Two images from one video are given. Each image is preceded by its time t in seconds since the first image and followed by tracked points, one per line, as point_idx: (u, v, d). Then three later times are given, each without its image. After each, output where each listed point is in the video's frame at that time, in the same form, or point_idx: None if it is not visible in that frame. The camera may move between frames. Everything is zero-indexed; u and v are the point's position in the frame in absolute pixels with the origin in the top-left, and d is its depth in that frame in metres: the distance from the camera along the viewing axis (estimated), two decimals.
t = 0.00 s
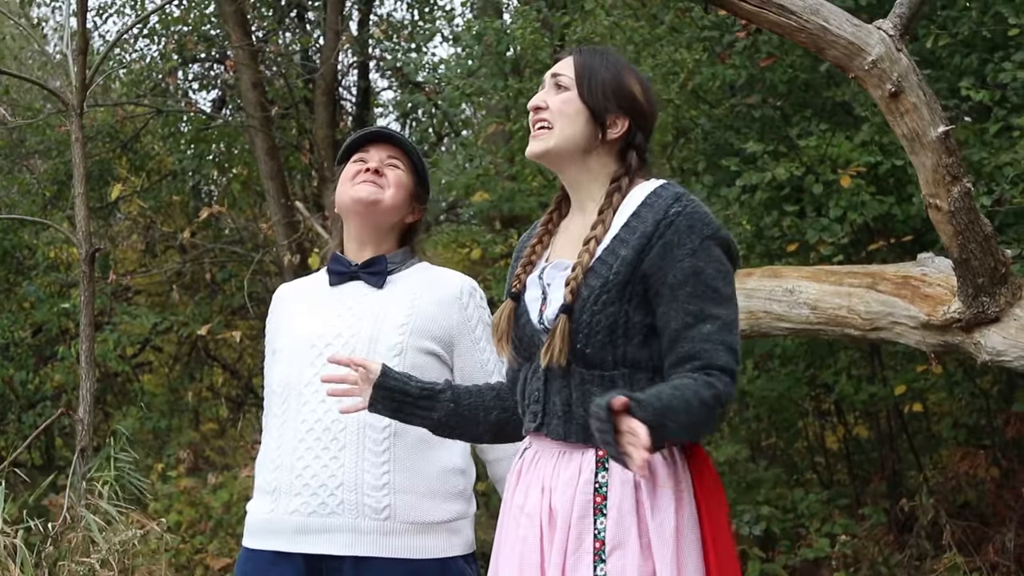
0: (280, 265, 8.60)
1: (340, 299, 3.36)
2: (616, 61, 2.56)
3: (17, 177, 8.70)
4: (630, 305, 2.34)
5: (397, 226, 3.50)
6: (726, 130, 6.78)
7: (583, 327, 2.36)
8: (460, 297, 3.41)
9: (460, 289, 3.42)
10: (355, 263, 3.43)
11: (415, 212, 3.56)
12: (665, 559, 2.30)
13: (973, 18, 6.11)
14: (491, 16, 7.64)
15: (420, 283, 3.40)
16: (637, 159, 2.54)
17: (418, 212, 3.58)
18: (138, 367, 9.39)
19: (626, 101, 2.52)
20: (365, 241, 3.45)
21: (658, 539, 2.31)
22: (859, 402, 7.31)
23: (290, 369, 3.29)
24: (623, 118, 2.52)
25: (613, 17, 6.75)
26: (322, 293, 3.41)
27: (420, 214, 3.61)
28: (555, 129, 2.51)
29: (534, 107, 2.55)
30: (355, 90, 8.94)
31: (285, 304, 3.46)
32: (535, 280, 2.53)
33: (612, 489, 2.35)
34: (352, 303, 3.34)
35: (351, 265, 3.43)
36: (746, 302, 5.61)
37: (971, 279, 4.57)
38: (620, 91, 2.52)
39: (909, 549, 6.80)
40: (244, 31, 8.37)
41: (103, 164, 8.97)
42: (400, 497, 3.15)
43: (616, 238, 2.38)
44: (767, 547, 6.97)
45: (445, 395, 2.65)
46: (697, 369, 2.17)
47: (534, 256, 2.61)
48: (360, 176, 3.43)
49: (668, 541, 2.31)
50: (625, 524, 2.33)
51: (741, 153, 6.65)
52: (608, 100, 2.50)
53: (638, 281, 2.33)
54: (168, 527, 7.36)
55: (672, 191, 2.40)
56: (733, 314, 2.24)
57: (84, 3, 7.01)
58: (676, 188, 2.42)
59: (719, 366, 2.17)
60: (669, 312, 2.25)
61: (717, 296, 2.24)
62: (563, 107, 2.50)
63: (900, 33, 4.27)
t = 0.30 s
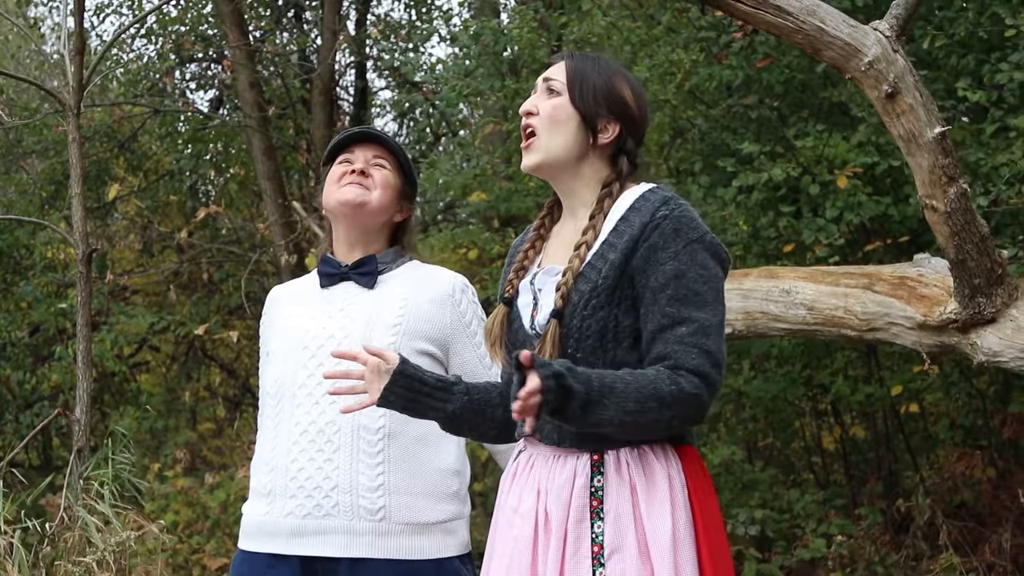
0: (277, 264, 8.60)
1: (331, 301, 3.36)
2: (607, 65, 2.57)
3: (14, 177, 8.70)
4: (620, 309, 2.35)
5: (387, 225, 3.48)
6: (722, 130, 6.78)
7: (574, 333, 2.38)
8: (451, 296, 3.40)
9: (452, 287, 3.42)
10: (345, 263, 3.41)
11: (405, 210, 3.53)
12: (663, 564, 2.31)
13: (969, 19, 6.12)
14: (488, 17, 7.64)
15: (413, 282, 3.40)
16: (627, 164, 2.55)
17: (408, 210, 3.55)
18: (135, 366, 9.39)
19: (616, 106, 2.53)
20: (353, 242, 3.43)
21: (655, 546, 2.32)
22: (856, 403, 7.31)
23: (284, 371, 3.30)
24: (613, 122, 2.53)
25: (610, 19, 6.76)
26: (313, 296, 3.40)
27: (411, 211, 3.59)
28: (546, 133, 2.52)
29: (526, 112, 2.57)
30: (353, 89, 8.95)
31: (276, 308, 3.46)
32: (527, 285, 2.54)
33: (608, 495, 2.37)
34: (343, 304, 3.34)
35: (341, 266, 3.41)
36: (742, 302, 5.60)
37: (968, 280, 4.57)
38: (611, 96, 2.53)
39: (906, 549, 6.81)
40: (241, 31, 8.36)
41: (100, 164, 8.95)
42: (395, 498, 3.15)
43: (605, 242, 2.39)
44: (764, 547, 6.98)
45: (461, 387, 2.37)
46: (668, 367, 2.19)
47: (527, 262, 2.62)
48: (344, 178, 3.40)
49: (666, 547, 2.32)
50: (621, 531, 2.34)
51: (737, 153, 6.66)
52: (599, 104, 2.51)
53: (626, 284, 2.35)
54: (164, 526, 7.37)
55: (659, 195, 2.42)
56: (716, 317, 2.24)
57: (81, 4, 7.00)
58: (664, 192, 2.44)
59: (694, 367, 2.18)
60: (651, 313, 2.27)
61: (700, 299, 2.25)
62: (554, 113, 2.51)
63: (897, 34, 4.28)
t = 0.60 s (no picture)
0: (274, 264, 8.60)
1: (322, 301, 3.27)
2: (596, 70, 2.58)
3: (11, 177, 8.70)
4: (607, 313, 2.37)
5: (372, 225, 3.39)
6: (719, 132, 6.82)
7: (562, 340, 2.40)
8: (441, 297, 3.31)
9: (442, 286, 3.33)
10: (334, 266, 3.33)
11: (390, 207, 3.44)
12: (657, 565, 2.31)
13: (965, 20, 6.12)
14: (485, 17, 7.66)
15: (404, 280, 3.31)
16: (615, 169, 2.57)
17: (393, 206, 3.46)
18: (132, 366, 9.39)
19: (604, 111, 2.53)
20: (339, 244, 3.36)
21: (649, 546, 2.33)
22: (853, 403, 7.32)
23: (274, 374, 3.22)
24: (601, 127, 2.54)
25: (606, 21, 6.78)
26: (304, 297, 3.32)
27: (398, 206, 3.49)
28: (533, 138, 2.53)
29: (514, 116, 2.58)
30: (350, 90, 8.95)
31: (269, 311, 3.38)
32: (517, 293, 2.60)
33: (602, 497, 2.38)
34: (334, 305, 3.25)
35: (331, 267, 3.33)
36: (740, 303, 5.61)
37: (964, 281, 4.57)
38: (600, 101, 2.54)
39: (902, 550, 6.82)
40: (239, 32, 8.37)
41: (98, 164, 8.93)
42: (392, 500, 3.08)
43: (590, 248, 2.41)
44: (761, 548, 6.99)
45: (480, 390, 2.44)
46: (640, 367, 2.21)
47: (519, 268, 2.67)
48: (326, 180, 3.31)
49: (660, 547, 2.32)
50: (615, 533, 2.35)
51: (734, 153, 6.68)
52: (587, 110, 2.52)
53: (610, 288, 2.37)
54: (162, 526, 7.37)
55: (642, 198, 2.43)
56: (695, 316, 2.24)
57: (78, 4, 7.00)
58: (648, 194, 2.45)
59: (666, 366, 2.19)
60: (630, 316, 2.29)
61: (677, 298, 2.25)
62: (541, 118, 2.53)
63: (894, 35, 4.31)
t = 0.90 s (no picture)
0: (273, 264, 8.60)
1: (315, 304, 3.21)
2: (592, 71, 2.61)
3: (8, 177, 8.69)
4: (595, 314, 2.45)
5: (363, 225, 3.32)
6: (718, 132, 6.82)
7: (554, 345, 2.48)
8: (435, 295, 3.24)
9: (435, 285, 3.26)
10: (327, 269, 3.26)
11: (382, 205, 3.36)
12: (656, 565, 2.32)
13: (964, 22, 6.13)
14: (483, 18, 7.66)
15: (397, 280, 3.25)
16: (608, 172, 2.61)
17: (387, 204, 3.38)
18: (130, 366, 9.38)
19: (598, 113, 2.57)
20: (331, 246, 3.29)
21: (648, 547, 2.34)
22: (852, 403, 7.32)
23: (269, 377, 3.17)
24: (594, 130, 2.58)
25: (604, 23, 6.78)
26: (298, 300, 3.26)
27: (392, 203, 3.41)
28: (527, 140, 2.58)
29: (508, 118, 2.63)
30: (348, 91, 8.96)
31: (265, 314, 3.33)
32: (512, 298, 2.65)
33: (602, 500, 2.40)
34: (327, 308, 3.19)
35: (324, 270, 3.26)
36: (738, 304, 5.61)
37: (964, 283, 4.58)
38: (595, 103, 2.57)
39: (901, 551, 6.83)
40: (237, 32, 8.37)
41: (96, 164, 8.95)
42: (389, 502, 3.02)
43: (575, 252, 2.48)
44: (759, 549, 6.99)
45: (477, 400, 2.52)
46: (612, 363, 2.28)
47: (517, 270, 2.72)
48: (313, 182, 3.25)
49: (659, 547, 2.33)
50: (614, 535, 2.36)
51: (733, 154, 6.68)
52: (581, 112, 2.56)
53: (595, 290, 2.44)
54: (160, 526, 7.37)
55: (623, 197, 2.49)
56: (668, 308, 2.28)
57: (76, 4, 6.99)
58: (632, 193, 2.50)
59: (633, 360, 2.25)
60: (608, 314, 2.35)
61: (649, 292, 2.30)
62: (535, 120, 2.57)
63: (894, 36, 4.30)
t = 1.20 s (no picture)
0: (271, 264, 8.59)
1: (308, 305, 3.19)
2: (606, 69, 2.61)
3: (6, 177, 8.67)
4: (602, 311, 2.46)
5: (354, 224, 3.29)
6: (717, 131, 6.83)
7: (564, 344, 2.50)
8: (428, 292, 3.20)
9: (428, 282, 3.21)
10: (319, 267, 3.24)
11: (374, 203, 3.33)
12: (665, 562, 2.37)
13: (964, 21, 6.13)
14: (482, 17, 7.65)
15: (390, 277, 3.21)
16: (617, 170, 2.62)
17: (379, 201, 3.35)
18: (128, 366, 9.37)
19: (609, 112, 2.57)
20: (321, 246, 3.27)
21: (657, 544, 2.39)
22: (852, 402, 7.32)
23: (265, 379, 3.15)
24: (606, 129, 2.59)
25: (603, 23, 6.77)
26: (292, 300, 3.24)
27: (384, 200, 3.38)
28: (538, 138, 2.59)
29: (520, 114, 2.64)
30: (347, 90, 8.95)
31: (259, 313, 3.31)
32: (522, 296, 2.66)
33: (612, 498, 2.45)
34: (320, 309, 3.16)
35: (317, 269, 3.24)
36: (738, 303, 5.60)
37: (964, 282, 4.57)
38: (606, 102, 2.57)
39: (900, 550, 6.83)
40: (235, 31, 8.35)
41: (94, 164, 8.98)
42: (386, 501, 3.01)
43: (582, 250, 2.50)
44: (759, 548, 6.98)
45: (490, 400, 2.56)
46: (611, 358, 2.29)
47: (528, 268, 2.74)
48: (302, 183, 3.23)
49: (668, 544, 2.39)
50: (625, 533, 2.42)
51: (733, 153, 6.68)
52: (593, 111, 2.57)
53: (600, 286, 2.46)
54: (159, 526, 7.37)
55: (628, 192, 2.49)
56: (666, 300, 2.27)
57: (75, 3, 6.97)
58: (638, 188, 2.50)
59: (630, 352, 2.25)
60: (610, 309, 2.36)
61: (648, 284, 2.30)
62: (547, 119, 2.58)
63: (895, 35, 4.29)
